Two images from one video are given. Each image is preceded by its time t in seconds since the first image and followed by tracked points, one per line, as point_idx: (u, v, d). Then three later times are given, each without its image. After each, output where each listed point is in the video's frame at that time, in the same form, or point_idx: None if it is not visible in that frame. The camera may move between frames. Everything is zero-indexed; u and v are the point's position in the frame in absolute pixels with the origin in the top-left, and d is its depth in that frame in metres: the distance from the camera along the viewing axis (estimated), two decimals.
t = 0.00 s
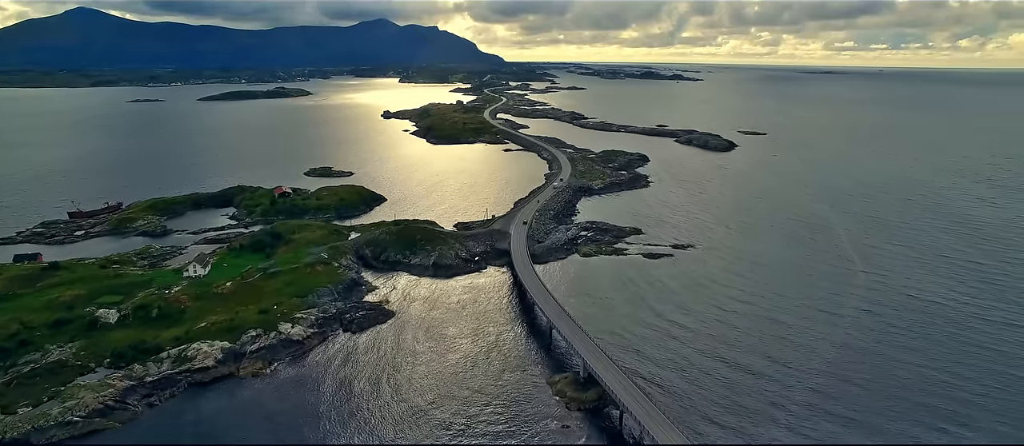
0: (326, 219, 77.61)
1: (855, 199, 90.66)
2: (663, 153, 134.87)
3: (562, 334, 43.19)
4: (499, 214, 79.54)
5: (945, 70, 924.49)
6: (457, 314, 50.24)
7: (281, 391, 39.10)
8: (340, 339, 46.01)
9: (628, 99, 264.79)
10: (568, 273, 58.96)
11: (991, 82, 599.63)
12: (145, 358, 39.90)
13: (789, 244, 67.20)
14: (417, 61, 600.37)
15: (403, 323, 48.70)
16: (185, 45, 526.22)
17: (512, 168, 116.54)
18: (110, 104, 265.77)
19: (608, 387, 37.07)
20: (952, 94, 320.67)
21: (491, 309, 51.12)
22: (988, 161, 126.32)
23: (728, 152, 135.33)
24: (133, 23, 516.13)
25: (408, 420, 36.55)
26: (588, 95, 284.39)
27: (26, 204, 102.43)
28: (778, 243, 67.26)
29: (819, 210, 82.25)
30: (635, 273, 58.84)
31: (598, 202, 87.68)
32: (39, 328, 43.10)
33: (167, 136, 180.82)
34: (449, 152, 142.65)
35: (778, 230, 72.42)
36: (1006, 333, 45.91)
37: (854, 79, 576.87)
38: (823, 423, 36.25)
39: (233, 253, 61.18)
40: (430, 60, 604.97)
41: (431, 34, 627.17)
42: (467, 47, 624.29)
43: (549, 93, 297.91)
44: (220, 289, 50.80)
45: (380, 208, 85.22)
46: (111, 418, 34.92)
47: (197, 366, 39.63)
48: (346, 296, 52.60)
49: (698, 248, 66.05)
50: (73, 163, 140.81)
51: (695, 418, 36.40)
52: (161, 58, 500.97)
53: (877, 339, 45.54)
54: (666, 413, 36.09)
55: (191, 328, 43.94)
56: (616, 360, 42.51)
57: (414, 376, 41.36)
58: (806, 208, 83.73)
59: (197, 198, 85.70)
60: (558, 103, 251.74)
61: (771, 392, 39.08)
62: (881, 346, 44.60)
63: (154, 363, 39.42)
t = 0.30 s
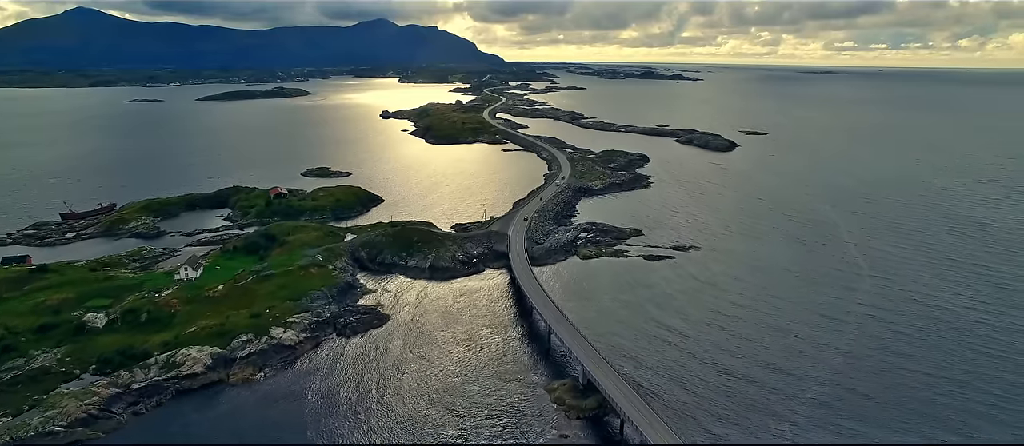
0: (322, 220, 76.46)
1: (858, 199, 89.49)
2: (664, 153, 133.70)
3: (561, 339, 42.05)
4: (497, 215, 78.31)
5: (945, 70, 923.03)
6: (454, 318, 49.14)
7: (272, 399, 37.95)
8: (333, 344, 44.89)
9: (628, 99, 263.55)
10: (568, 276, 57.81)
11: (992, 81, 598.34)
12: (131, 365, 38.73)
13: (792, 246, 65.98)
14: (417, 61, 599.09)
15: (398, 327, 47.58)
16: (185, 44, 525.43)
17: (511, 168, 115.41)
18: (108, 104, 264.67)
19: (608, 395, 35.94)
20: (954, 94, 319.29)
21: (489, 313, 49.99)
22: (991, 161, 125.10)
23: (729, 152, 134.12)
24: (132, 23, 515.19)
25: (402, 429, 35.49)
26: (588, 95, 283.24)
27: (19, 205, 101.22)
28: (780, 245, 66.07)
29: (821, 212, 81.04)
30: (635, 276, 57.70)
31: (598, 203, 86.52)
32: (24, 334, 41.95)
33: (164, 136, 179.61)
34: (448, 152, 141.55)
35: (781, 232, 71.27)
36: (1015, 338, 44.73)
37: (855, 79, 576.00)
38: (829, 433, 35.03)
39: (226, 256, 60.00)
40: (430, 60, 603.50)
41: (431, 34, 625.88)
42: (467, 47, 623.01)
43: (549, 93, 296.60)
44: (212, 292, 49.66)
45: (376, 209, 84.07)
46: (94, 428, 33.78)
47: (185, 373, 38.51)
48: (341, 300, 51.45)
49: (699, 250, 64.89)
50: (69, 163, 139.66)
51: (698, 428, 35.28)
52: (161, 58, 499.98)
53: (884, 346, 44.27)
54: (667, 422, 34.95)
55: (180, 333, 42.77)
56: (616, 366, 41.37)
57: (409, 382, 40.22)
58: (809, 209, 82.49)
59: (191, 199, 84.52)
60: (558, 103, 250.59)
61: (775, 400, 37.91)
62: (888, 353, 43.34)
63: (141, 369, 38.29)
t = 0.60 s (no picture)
0: (318, 221, 75.37)
1: (860, 199, 88.48)
2: (663, 153, 132.72)
3: (560, 345, 41.00)
4: (495, 216, 77.24)
5: (945, 70, 923.03)
6: (450, 322, 48.09)
7: (262, 407, 36.82)
8: (326, 349, 43.85)
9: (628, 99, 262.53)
10: (567, 278, 56.74)
11: (992, 81, 598.16)
12: (117, 371, 37.62)
13: (795, 247, 64.93)
14: (416, 61, 598.08)
15: (393, 332, 46.56)
16: (183, 45, 524.11)
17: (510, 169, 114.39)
18: (105, 105, 263.52)
19: (608, 403, 34.90)
20: (954, 94, 318.35)
21: (486, 317, 48.97)
22: (994, 161, 124.16)
23: (729, 152, 133.08)
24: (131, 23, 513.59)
25: (397, 438, 34.46)
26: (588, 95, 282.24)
27: (12, 206, 100.04)
28: (783, 247, 64.94)
29: (823, 212, 79.97)
30: (635, 279, 56.66)
31: (597, 204, 85.43)
32: (8, 339, 40.82)
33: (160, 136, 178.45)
34: (446, 152, 140.53)
35: (783, 233, 70.27)
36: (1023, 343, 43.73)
37: (855, 79, 575.65)
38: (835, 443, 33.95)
39: (219, 258, 58.92)
40: (429, 60, 602.75)
41: (430, 34, 624.82)
42: (466, 47, 621.97)
43: (548, 93, 295.71)
44: (204, 296, 48.57)
45: (373, 210, 82.99)
46: (77, 437, 32.70)
47: (173, 379, 37.41)
48: (335, 304, 50.40)
49: (700, 251, 63.88)
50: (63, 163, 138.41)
51: (701, 436, 34.29)
52: (159, 58, 498.72)
53: (890, 352, 43.16)
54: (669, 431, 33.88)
55: (169, 338, 41.65)
56: (616, 372, 40.33)
57: (403, 389, 39.14)
58: (810, 209, 81.44)
59: (185, 200, 83.41)
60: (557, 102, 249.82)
61: (779, 408, 36.86)
62: (894, 359, 42.24)
63: (127, 376, 37.18)
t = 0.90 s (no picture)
0: (313, 223, 74.34)
1: (863, 200, 87.45)
2: (663, 153, 131.72)
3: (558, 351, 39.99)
4: (493, 217, 76.20)
5: (944, 70, 922.88)
6: (445, 327, 47.09)
7: (252, 415, 35.72)
8: (319, 355, 42.76)
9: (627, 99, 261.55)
10: (566, 281, 55.65)
11: (992, 81, 598.14)
12: (102, 379, 36.58)
13: (797, 249, 63.87)
14: (415, 61, 597.05)
15: (387, 337, 45.50)
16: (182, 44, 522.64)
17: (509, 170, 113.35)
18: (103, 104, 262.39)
19: (607, 411, 33.87)
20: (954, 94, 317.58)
21: (483, 322, 47.89)
22: (996, 161, 123.17)
23: (729, 152, 132.01)
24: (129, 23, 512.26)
25: None
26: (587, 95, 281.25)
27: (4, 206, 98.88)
28: (785, 249, 63.89)
29: (826, 212, 78.85)
30: (635, 282, 55.57)
31: (597, 204, 84.32)
32: None
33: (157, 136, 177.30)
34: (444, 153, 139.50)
35: (785, 234, 69.24)
36: None
37: (855, 78, 575.61)
38: None
39: (211, 260, 57.82)
40: (428, 60, 601.71)
41: (429, 34, 623.51)
42: (465, 47, 620.98)
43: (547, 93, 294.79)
44: (194, 299, 47.47)
45: (369, 211, 81.89)
46: None
47: (160, 387, 36.32)
48: (328, 307, 49.31)
49: (701, 253, 62.82)
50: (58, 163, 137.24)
51: None
52: (158, 58, 497.48)
53: (898, 358, 42.05)
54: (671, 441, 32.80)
55: (157, 343, 40.53)
56: (615, 379, 39.36)
57: (397, 397, 38.08)
58: (813, 210, 80.34)
59: (179, 201, 82.30)
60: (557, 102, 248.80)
61: (784, 417, 35.82)
62: (902, 366, 41.13)
63: (112, 383, 36.08)
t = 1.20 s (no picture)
0: (309, 225, 73.26)
1: (865, 199, 86.41)
2: (663, 153, 130.80)
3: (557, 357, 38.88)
4: (491, 218, 75.15)
5: (944, 70, 923.22)
6: (442, 331, 46.03)
7: (241, 424, 34.58)
8: (312, 361, 41.61)
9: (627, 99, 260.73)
10: (565, 284, 54.57)
11: (992, 80, 598.23)
12: (87, 386, 35.50)
13: (801, 251, 62.74)
14: (414, 62, 596.34)
15: (382, 341, 44.43)
16: (181, 44, 521.63)
17: (507, 170, 112.37)
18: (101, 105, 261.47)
19: (607, 420, 32.78)
20: (954, 94, 317.23)
21: (480, 326, 46.83)
22: (998, 161, 122.30)
23: (729, 153, 131.05)
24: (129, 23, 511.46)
25: None
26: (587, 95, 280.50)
27: None
28: (788, 250, 62.76)
29: (828, 213, 77.70)
30: (635, 285, 54.46)
31: (596, 205, 83.23)
32: None
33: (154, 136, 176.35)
34: (443, 153, 138.58)
35: (788, 235, 68.08)
36: None
37: (855, 79, 575.42)
38: None
39: (204, 263, 56.74)
40: (428, 61, 600.99)
41: (429, 34, 622.85)
42: (465, 47, 620.38)
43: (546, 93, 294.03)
44: (185, 303, 46.37)
45: (366, 212, 80.86)
46: None
47: (146, 394, 35.22)
48: (322, 311, 48.24)
49: (703, 255, 61.77)
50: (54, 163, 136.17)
51: None
52: (157, 58, 496.45)
53: (905, 363, 40.93)
54: None
55: (145, 349, 39.41)
56: (615, 386, 38.25)
57: (390, 405, 36.92)
58: (815, 210, 79.22)
59: (173, 202, 81.25)
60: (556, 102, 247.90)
61: (787, 425, 34.71)
62: (912, 372, 39.88)
63: (97, 390, 35.01)
